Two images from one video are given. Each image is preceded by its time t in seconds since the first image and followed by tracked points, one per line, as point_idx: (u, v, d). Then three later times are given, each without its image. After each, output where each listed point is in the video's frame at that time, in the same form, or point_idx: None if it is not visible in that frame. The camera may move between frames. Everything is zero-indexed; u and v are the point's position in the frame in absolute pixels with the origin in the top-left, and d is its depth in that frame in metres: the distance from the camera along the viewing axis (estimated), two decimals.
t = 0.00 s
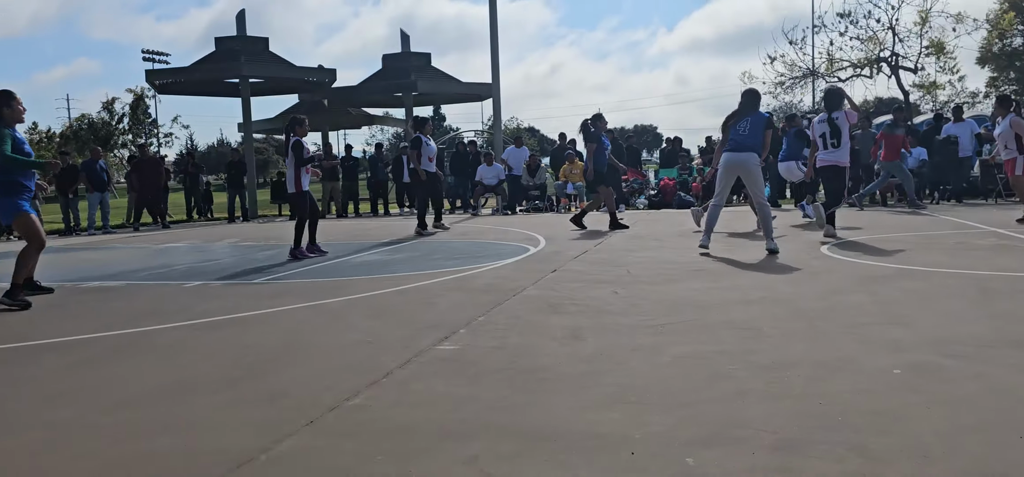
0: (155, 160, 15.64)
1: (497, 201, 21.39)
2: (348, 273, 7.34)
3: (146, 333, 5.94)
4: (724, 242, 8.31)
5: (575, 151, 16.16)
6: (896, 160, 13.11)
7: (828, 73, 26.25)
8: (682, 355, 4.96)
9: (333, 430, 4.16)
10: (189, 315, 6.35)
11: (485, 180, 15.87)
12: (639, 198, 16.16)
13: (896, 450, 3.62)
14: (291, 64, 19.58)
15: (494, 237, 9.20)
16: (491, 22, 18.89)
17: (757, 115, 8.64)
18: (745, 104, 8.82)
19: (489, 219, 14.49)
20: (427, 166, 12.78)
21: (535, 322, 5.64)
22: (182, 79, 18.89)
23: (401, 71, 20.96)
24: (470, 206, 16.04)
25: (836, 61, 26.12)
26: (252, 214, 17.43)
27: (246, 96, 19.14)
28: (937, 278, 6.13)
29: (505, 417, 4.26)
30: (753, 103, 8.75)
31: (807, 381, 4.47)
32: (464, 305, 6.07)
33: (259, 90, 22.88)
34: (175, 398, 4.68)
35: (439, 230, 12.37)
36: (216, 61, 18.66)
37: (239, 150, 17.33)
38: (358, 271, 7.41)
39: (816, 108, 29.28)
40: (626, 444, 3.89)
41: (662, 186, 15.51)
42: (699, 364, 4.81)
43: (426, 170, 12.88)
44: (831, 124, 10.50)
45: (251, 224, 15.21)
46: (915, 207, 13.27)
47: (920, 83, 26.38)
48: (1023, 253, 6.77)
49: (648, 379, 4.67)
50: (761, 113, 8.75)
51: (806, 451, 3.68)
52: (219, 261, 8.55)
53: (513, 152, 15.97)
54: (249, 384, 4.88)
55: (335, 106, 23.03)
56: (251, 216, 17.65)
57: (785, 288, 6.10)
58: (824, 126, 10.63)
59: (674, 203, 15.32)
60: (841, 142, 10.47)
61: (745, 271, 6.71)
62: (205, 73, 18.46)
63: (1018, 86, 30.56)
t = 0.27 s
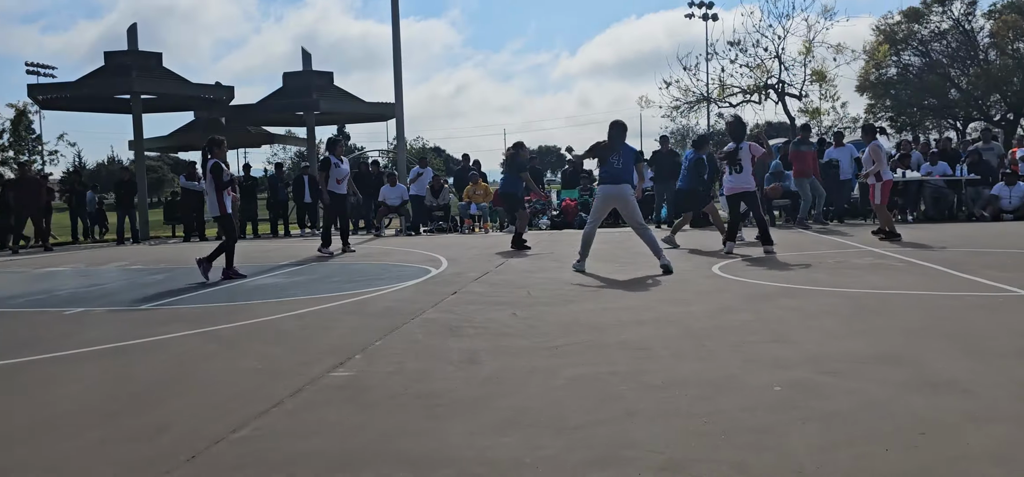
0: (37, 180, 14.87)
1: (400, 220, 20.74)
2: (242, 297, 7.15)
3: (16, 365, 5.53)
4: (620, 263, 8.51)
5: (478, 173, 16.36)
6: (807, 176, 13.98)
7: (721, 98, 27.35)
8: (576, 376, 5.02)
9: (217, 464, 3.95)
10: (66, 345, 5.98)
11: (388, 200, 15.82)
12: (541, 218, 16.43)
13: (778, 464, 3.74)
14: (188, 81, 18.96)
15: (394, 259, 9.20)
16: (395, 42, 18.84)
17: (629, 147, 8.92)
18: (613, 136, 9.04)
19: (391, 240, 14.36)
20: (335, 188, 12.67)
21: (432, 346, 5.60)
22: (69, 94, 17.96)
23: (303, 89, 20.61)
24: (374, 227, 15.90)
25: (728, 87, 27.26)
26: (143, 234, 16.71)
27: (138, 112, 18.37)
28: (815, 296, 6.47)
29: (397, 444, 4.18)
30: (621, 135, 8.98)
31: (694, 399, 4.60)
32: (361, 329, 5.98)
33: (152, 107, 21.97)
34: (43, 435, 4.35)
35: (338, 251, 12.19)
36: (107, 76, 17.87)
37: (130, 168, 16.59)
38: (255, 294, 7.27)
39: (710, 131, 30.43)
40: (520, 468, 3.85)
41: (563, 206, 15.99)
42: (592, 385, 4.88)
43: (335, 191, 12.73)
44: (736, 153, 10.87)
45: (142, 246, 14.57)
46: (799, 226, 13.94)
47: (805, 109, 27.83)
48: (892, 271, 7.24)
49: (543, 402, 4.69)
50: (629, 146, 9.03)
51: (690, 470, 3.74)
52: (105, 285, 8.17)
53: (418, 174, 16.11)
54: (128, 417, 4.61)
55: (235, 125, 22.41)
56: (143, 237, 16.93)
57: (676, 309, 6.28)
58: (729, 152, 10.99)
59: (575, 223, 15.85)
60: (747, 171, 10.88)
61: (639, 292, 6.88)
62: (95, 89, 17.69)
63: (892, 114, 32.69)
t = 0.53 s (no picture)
0: None
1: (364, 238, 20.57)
2: (202, 320, 7.03)
3: None
4: (585, 278, 8.53)
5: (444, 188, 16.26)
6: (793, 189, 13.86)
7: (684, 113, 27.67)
8: (540, 395, 5.01)
9: None
10: (20, 372, 5.81)
11: (354, 218, 15.72)
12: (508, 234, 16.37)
13: None
14: (148, 98, 18.68)
15: (360, 277, 9.13)
16: (359, 57, 18.80)
17: (552, 159, 9.41)
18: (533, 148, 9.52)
19: (357, 258, 14.26)
20: (301, 209, 12.65)
21: (396, 365, 5.56)
22: (25, 113, 17.60)
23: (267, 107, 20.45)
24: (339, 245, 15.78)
25: (691, 102, 27.60)
26: (101, 255, 16.36)
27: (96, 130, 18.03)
28: (776, 308, 6.55)
29: (360, 468, 4.12)
30: (544, 145, 9.43)
31: (659, 415, 4.61)
32: (324, 350, 5.92)
33: (112, 125, 21.60)
34: None
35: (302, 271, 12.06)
36: (65, 95, 17.55)
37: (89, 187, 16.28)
38: (216, 316, 7.16)
39: (674, 146, 30.75)
40: None
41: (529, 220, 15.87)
42: (557, 402, 4.87)
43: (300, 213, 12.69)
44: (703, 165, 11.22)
45: (100, 268, 14.24)
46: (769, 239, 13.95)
47: (766, 123, 28.24)
48: (850, 282, 7.37)
49: (507, 421, 4.66)
50: (553, 154, 9.50)
51: None
52: (60, 309, 7.97)
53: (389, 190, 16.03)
54: (82, 446, 4.49)
55: (196, 142, 22.11)
56: (102, 257, 16.57)
57: (640, 323, 6.32)
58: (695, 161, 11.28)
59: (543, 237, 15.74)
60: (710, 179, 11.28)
61: (603, 307, 6.91)
62: (52, 107, 17.32)
63: (851, 128, 33.35)
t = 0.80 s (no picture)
0: None
1: (347, 242, 20.58)
2: (184, 327, 6.97)
3: None
4: (569, 280, 8.53)
5: (428, 192, 16.20)
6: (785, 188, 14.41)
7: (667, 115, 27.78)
8: (526, 398, 5.00)
9: None
10: None
11: (337, 223, 15.69)
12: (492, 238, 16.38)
13: None
14: (128, 104, 18.51)
15: (345, 281, 9.08)
16: (340, 61, 18.72)
17: (508, 171, 9.51)
18: (490, 160, 9.58)
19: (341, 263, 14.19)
20: (306, 216, 12.61)
21: (381, 370, 5.53)
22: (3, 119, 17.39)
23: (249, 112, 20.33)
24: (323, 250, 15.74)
25: (674, 105, 27.71)
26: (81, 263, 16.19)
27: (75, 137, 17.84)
28: (760, 308, 6.57)
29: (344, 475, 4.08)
30: (500, 159, 9.52)
31: (644, 417, 4.61)
32: (307, 356, 5.88)
33: (91, 131, 21.37)
34: None
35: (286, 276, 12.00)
36: (44, 101, 17.36)
37: (68, 194, 16.11)
38: (197, 323, 7.08)
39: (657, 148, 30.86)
40: None
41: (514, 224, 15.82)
42: (541, 405, 4.86)
43: (303, 218, 12.69)
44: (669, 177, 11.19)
45: (80, 276, 14.09)
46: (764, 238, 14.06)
47: (749, 124, 28.42)
48: (833, 281, 7.41)
49: (492, 425, 4.65)
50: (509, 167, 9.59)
51: None
52: (39, 318, 7.88)
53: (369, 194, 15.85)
54: (61, 457, 4.42)
55: (177, 147, 21.94)
56: (82, 265, 16.40)
57: (624, 325, 6.32)
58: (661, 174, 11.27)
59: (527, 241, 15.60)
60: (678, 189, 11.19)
61: (588, 309, 6.91)
62: (31, 114, 17.12)
63: (832, 129, 33.62)
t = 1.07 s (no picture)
0: None
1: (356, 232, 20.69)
2: (195, 316, 7.00)
3: None
4: (579, 267, 8.55)
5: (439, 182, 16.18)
6: (795, 175, 14.34)
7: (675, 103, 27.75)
8: (537, 383, 5.01)
9: None
10: (13, 371, 5.76)
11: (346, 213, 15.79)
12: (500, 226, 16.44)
13: (740, 463, 3.76)
14: (136, 96, 18.55)
15: (355, 271, 9.13)
16: (348, 51, 18.71)
17: (468, 157, 9.65)
18: (449, 146, 9.67)
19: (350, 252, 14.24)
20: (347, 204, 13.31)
21: (392, 357, 5.54)
22: (13, 111, 17.45)
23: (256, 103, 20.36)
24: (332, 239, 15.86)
25: (682, 92, 27.66)
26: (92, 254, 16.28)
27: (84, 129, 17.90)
28: (771, 294, 6.57)
29: (358, 460, 4.09)
30: (457, 146, 9.59)
31: (656, 402, 4.62)
32: (319, 343, 5.90)
33: (100, 123, 21.47)
34: None
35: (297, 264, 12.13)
36: (53, 93, 17.42)
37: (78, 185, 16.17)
38: (209, 312, 7.13)
39: (665, 135, 30.83)
40: None
41: (522, 213, 15.80)
42: (553, 391, 4.87)
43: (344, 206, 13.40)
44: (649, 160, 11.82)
45: (91, 267, 14.17)
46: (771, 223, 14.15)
47: (757, 111, 28.33)
48: (843, 266, 7.41)
49: (504, 410, 4.65)
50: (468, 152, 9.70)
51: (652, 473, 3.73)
52: (52, 307, 7.93)
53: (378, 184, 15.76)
54: (75, 445, 4.44)
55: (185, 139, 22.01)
56: (92, 256, 16.50)
57: (635, 311, 6.33)
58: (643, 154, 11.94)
59: (536, 229, 15.59)
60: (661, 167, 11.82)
61: (598, 296, 6.92)
62: (39, 106, 17.18)
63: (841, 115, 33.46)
